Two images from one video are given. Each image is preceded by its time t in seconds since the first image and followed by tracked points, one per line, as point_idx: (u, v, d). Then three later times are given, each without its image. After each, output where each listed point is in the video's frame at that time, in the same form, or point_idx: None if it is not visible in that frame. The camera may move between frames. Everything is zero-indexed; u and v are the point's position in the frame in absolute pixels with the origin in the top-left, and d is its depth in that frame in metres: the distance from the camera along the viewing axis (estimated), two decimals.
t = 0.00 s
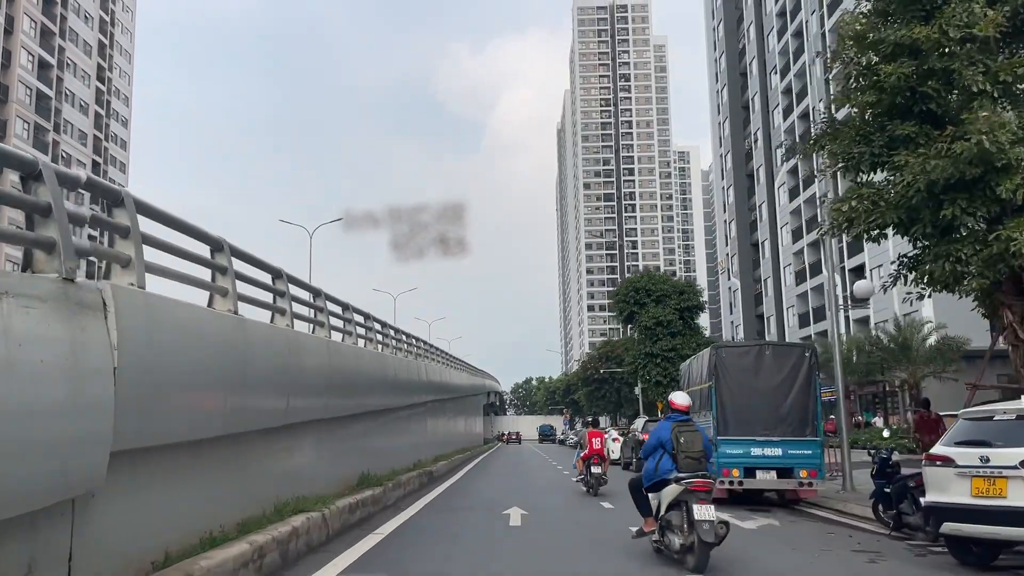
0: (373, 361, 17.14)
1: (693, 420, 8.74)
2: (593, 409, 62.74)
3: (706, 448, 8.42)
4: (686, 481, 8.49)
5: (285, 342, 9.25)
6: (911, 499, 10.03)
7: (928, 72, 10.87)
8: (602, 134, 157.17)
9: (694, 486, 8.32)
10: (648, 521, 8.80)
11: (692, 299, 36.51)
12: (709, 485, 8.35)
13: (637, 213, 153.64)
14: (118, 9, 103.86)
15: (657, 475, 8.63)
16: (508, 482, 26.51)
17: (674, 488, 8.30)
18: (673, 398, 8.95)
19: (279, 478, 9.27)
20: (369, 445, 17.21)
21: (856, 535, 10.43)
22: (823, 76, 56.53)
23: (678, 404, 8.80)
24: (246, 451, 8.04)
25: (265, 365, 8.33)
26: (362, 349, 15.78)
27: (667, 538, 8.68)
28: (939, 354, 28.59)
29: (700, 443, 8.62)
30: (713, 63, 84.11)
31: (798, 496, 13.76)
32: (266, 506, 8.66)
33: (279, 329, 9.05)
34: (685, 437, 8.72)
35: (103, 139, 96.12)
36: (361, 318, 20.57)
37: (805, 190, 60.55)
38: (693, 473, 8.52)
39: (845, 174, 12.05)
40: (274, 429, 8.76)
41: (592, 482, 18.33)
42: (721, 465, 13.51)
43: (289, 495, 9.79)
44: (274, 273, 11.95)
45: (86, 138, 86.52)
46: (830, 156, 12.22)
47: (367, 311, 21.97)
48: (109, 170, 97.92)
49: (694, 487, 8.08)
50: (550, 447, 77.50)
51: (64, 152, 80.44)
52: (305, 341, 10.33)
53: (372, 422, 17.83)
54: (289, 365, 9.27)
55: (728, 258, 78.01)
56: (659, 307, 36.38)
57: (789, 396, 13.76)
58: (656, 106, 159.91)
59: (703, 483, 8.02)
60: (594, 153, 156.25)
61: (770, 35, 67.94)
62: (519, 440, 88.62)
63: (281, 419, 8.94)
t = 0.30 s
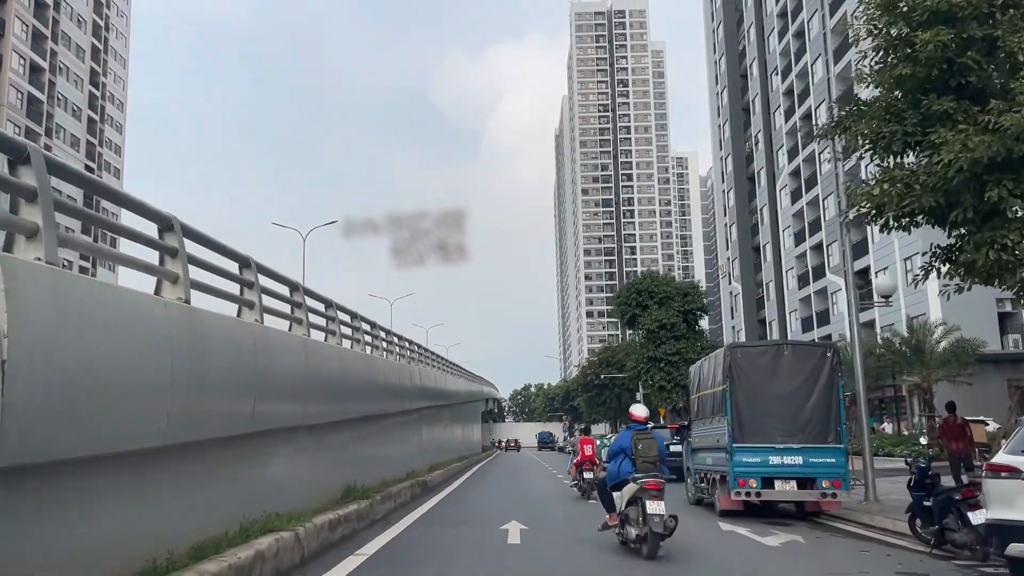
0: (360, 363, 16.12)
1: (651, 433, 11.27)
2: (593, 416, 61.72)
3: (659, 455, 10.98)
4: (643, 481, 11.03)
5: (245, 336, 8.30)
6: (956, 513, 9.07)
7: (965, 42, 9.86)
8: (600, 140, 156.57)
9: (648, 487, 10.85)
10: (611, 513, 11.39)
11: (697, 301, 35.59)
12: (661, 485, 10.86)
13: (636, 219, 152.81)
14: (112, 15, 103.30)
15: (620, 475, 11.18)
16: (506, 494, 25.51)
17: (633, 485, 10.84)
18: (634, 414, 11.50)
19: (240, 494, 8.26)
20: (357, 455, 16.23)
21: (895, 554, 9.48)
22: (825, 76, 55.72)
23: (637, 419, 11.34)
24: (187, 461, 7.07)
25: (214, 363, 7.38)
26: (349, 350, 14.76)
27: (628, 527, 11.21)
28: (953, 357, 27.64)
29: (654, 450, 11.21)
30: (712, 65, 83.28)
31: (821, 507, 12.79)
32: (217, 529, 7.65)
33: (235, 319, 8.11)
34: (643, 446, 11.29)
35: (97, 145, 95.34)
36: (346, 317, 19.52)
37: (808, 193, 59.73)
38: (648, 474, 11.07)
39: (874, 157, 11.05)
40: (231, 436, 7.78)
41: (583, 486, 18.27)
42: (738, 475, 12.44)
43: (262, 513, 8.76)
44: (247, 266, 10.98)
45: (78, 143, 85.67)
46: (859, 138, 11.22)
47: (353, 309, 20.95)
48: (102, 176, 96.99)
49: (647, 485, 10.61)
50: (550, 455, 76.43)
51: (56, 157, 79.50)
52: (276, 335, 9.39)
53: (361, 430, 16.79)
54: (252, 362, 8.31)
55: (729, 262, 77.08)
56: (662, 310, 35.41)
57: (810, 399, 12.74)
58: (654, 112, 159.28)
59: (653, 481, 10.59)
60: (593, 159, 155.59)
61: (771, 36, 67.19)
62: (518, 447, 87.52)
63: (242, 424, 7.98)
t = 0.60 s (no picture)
0: (336, 358, 15.08)
1: (619, 439, 13.69)
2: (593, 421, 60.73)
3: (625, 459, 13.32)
4: (612, 480, 13.39)
5: (154, 320, 7.31)
6: (1012, 528, 8.17)
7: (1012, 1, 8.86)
8: (598, 143, 155.86)
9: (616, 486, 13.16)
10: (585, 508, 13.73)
11: (701, 301, 34.63)
12: (627, 485, 13.20)
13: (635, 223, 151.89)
14: (106, 17, 102.53)
15: (593, 476, 13.53)
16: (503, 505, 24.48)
17: (603, 484, 13.12)
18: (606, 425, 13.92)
19: (142, 513, 7.21)
20: (333, 465, 15.22)
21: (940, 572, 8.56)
22: (828, 74, 54.89)
23: (609, 428, 13.77)
24: (79, 467, 6.24)
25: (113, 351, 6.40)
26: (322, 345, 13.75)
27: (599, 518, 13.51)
28: (969, 358, 26.64)
29: (622, 454, 13.62)
30: (712, 65, 82.40)
31: (847, 520, 11.80)
32: (114, 551, 6.65)
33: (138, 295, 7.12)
34: (613, 449, 13.68)
35: (91, 148, 94.49)
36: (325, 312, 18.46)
37: (811, 194, 58.83)
38: (616, 474, 13.43)
39: (903, 134, 10.13)
40: (138, 441, 6.77)
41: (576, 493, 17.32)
42: (758, 483, 11.43)
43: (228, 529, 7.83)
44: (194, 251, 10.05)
45: (71, 145, 84.77)
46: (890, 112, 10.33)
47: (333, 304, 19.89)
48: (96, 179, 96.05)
49: (614, 484, 12.94)
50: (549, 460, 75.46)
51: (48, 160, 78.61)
52: (198, 319, 8.39)
53: (338, 435, 15.76)
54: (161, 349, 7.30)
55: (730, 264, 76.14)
56: (666, 310, 34.41)
57: (835, 399, 11.74)
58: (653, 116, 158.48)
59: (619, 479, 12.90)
60: (591, 163, 154.75)
61: (772, 35, 66.37)
62: (518, 453, 86.51)
63: (151, 422, 7.00)
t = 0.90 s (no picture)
0: (318, 354, 13.97)
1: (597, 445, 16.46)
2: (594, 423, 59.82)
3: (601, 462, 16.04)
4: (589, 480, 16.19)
5: (77, 303, 6.12)
6: None
7: None
8: (597, 146, 155.01)
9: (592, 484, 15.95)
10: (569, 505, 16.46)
11: (707, 300, 33.66)
12: (601, 483, 16.07)
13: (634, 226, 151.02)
14: (102, 17, 101.85)
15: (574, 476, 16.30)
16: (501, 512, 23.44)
17: (583, 483, 16.03)
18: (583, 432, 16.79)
19: (57, 530, 6.08)
20: (315, 472, 14.14)
21: None
22: (832, 70, 53.92)
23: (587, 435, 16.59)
24: None
25: None
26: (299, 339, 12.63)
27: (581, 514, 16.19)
28: (986, 358, 25.58)
29: (597, 456, 16.43)
30: (712, 64, 81.53)
31: (878, 532, 10.81)
32: None
33: (43, 268, 5.84)
34: (591, 453, 16.48)
35: (85, 150, 93.78)
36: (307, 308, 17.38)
37: (814, 193, 57.91)
38: (593, 474, 16.24)
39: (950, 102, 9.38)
40: (43, 449, 5.62)
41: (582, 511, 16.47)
42: (782, 491, 10.38)
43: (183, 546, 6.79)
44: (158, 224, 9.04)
45: (65, 147, 84.03)
46: (930, 79, 9.45)
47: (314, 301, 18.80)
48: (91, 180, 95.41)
49: (591, 482, 15.88)
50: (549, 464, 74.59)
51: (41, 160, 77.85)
52: (142, 300, 7.15)
53: (321, 439, 14.66)
54: (81, 338, 6.07)
55: (732, 265, 75.17)
56: (670, 309, 33.40)
57: (867, 394, 10.75)
58: (651, 118, 157.73)
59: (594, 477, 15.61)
60: (590, 166, 153.87)
61: (774, 33, 65.44)
62: (517, 456, 85.59)
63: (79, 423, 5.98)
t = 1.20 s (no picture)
0: (299, 349, 12.99)
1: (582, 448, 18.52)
2: (595, 425, 58.75)
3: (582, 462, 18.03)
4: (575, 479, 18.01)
5: None
6: None
7: None
8: (596, 146, 154.10)
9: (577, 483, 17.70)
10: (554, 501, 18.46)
11: (713, 296, 32.64)
12: (585, 481, 17.87)
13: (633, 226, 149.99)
14: (97, 14, 100.70)
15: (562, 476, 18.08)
16: (499, 517, 22.37)
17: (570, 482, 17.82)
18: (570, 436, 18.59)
19: None
20: (294, 476, 13.08)
21: None
22: (837, 65, 52.96)
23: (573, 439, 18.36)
24: None
25: None
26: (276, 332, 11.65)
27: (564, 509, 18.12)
28: (1005, 356, 24.55)
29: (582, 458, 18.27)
30: (714, 62, 80.58)
31: (916, 543, 9.85)
32: None
33: None
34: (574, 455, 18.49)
35: (79, 149, 92.82)
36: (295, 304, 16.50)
37: (819, 191, 56.93)
38: (579, 474, 18.06)
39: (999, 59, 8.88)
40: None
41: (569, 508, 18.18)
42: (809, 499, 9.49)
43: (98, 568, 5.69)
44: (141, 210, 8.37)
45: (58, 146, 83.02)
46: (977, 39, 8.96)
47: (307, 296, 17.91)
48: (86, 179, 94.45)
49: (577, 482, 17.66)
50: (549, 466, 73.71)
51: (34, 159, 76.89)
52: (53, 269, 6.21)
53: (302, 441, 13.59)
54: None
55: (734, 264, 74.24)
56: (675, 306, 32.39)
57: (906, 387, 10.02)
58: (651, 118, 156.86)
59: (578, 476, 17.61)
60: (589, 166, 152.94)
61: (777, 28, 64.46)
62: (517, 458, 84.63)
63: None
